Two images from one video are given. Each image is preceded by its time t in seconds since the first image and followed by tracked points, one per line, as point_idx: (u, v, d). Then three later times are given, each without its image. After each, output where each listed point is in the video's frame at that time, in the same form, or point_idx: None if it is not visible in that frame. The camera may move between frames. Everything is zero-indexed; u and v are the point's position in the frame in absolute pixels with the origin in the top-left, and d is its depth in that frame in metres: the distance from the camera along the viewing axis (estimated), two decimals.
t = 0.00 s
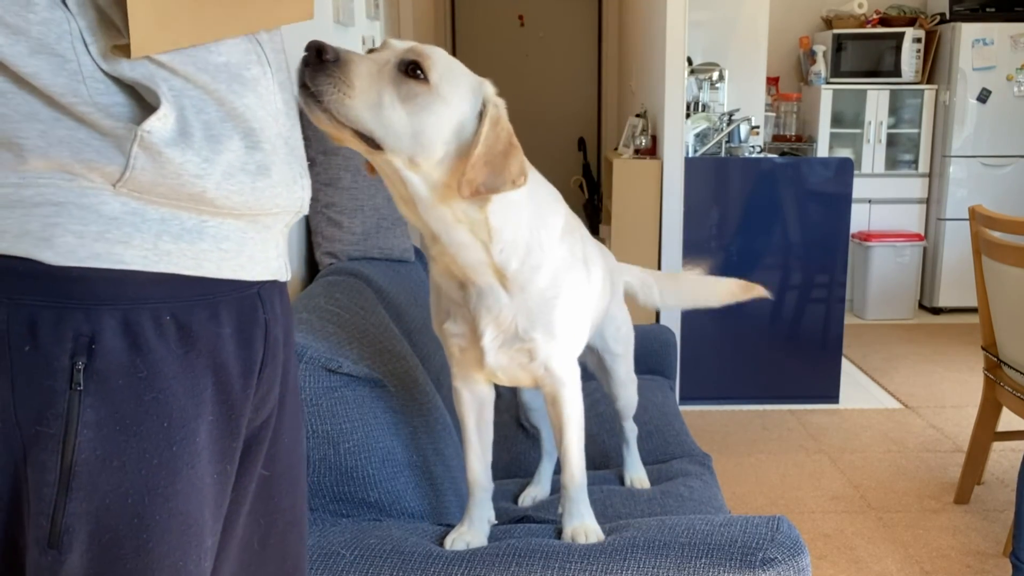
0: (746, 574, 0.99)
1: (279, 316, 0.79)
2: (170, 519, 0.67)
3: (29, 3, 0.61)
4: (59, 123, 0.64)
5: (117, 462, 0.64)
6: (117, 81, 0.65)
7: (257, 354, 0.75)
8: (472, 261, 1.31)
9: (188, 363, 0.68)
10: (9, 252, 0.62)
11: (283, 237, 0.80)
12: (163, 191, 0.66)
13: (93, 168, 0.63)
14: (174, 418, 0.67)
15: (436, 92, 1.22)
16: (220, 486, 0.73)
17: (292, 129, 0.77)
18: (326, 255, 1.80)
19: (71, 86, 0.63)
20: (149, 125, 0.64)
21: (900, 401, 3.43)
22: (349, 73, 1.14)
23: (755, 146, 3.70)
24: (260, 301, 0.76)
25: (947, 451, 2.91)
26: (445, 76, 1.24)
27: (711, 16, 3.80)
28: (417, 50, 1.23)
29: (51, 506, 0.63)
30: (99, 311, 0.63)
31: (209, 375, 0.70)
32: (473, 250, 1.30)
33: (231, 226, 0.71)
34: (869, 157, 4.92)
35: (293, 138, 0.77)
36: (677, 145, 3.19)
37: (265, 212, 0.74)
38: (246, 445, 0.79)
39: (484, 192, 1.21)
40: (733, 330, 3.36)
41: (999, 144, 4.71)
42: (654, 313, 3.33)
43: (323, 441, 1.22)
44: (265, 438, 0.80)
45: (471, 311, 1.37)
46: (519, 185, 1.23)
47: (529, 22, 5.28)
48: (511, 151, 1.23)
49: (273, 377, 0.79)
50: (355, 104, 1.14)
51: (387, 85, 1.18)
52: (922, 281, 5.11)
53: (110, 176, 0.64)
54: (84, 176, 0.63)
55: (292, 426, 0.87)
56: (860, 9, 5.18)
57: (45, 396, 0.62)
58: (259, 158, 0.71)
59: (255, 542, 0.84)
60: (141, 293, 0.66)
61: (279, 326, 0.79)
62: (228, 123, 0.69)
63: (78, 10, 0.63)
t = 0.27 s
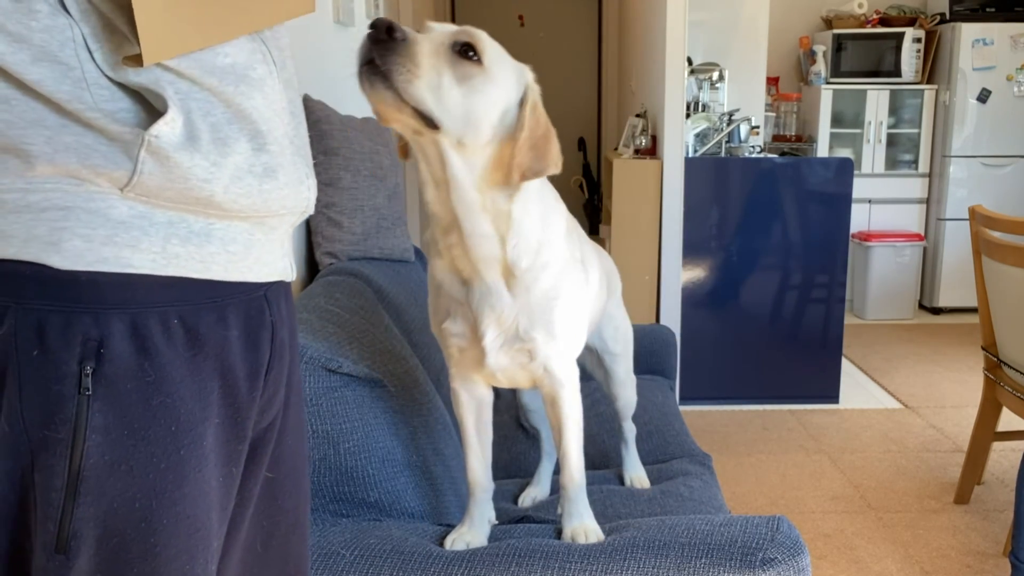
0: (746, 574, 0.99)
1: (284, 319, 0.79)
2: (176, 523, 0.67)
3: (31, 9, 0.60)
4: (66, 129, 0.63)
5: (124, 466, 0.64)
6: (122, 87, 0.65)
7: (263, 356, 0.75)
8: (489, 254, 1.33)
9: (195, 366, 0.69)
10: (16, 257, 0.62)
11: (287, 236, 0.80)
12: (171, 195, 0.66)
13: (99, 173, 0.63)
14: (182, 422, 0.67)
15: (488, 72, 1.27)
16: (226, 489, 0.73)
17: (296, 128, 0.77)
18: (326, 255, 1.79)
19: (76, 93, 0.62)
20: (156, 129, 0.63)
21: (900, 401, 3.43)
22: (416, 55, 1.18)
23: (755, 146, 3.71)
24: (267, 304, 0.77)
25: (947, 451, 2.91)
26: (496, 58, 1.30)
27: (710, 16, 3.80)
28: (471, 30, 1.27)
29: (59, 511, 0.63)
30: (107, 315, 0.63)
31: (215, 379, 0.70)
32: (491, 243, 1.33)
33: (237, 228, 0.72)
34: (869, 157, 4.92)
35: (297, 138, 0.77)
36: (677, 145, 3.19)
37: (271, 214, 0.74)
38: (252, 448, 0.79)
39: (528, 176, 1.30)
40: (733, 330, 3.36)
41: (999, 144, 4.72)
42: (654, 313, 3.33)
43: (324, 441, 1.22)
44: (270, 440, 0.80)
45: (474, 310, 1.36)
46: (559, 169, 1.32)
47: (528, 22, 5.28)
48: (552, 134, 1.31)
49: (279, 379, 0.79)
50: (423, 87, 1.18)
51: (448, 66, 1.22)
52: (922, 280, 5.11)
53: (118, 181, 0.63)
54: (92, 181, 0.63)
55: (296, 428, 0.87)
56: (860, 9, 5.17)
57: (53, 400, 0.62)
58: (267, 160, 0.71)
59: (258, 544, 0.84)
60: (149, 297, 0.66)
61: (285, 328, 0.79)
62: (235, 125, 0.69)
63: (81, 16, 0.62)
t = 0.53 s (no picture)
0: (746, 574, 0.99)
1: (288, 321, 0.79)
2: (181, 529, 0.67)
3: (28, 17, 0.59)
4: (68, 136, 0.62)
5: (128, 472, 0.64)
6: (122, 92, 0.64)
7: (267, 360, 0.75)
8: (522, 255, 1.37)
9: (199, 370, 0.68)
10: (19, 263, 0.61)
11: (291, 237, 0.80)
12: (175, 201, 0.65)
13: (102, 180, 0.62)
14: (186, 427, 0.67)
15: (531, 74, 1.35)
16: (229, 493, 0.73)
17: (300, 128, 0.77)
18: (326, 255, 1.79)
19: (76, 99, 0.62)
20: (159, 135, 0.63)
21: (900, 401, 3.43)
22: (463, 70, 1.27)
23: (755, 146, 3.71)
24: (271, 306, 0.77)
25: (947, 451, 2.91)
26: (535, 57, 1.36)
27: (710, 16, 3.80)
28: (510, 35, 1.34)
29: (62, 518, 0.62)
30: (111, 320, 0.63)
31: (219, 383, 0.70)
32: (526, 243, 1.37)
33: (241, 231, 0.71)
34: (869, 157, 4.92)
35: (301, 137, 0.77)
36: (677, 145, 3.18)
37: (275, 217, 0.74)
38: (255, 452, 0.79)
39: (573, 166, 1.38)
40: (733, 330, 3.36)
41: (999, 144, 4.72)
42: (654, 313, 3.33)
43: (325, 442, 1.22)
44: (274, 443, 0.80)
45: (492, 310, 1.37)
46: (602, 156, 1.40)
47: (528, 22, 5.29)
48: (594, 123, 1.40)
49: (282, 382, 0.79)
50: (471, 100, 1.26)
51: (492, 75, 1.30)
52: (922, 281, 5.11)
53: (121, 187, 0.63)
54: (95, 187, 0.62)
55: (299, 430, 0.87)
56: (860, 9, 5.18)
57: (57, 406, 0.61)
58: (270, 163, 0.71)
59: (262, 547, 0.84)
60: (153, 301, 0.66)
61: (288, 332, 0.79)
62: (238, 128, 0.69)
63: (77, 23, 0.62)
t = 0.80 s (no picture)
0: (746, 574, 0.99)
1: (291, 323, 0.79)
2: (186, 536, 0.67)
3: (27, 21, 0.60)
4: (70, 141, 0.62)
5: (134, 481, 0.64)
6: (123, 97, 0.64)
7: (270, 363, 0.75)
8: (543, 256, 1.38)
9: (204, 376, 0.68)
10: (22, 270, 0.61)
11: (292, 239, 0.79)
12: (179, 206, 0.65)
13: (105, 185, 0.62)
14: (191, 434, 0.67)
15: (548, 91, 1.39)
16: (235, 497, 0.73)
17: (298, 128, 0.77)
18: (326, 255, 1.79)
19: (78, 103, 0.62)
20: (163, 139, 0.63)
21: (901, 401, 3.43)
22: (483, 111, 1.31)
23: (755, 146, 3.71)
24: (273, 309, 0.77)
25: (947, 451, 2.91)
26: (549, 68, 1.41)
27: (710, 16, 3.80)
28: (523, 58, 1.39)
29: (67, 526, 0.62)
30: (117, 327, 0.63)
31: (224, 389, 0.70)
32: (549, 245, 1.38)
33: (244, 234, 0.71)
34: (869, 157, 4.92)
35: (300, 138, 0.77)
36: (677, 145, 3.18)
37: (278, 219, 0.73)
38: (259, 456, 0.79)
39: (600, 157, 1.43)
40: (733, 330, 3.36)
41: (999, 144, 4.72)
42: (654, 313, 3.33)
43: (328, 444, 1.22)
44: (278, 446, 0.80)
45: (505, 310, 1.37)
46: (629, 142, 1.45)
47: (528, 22, 5.29)
48: (616, 113, 1.45)
49: (286, 386, 0.79)
50: (496, 138, 1.31)
51: (511, 104, 1.34)
52: (922, 281, 5.11)
53: (124, 193, 0.63)
54: (98, 193, 0.62)
55: (302, 433, 0.87)
56: (860, 9, 5.18)
57: (62, 415, 0.61)
58: (271, 165, 0.71)
59: (267, 549, 0.84)
60: (159, 308, 0.66)
61: (292, 334, 0.79)
62: (238, 130, 0.68)
63: (75, 26, 0.62)
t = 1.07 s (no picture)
0: (746, 574, 0.99)
1: (288, 325, 0.79)
2: (184, 539, 0.67)
3: (24, 19, 0.59)
4: (66, 142, 0.62)
5: (131, 484, 0.64)
6: (119, 98, 0.64)
7: (267, 364, 0.75)
8: (549, 259, 1.38)
9: (201, 378, 0.68)
10: (18, 273, 0.61)
11: (288, 240, 0.79)
12: (175, 207, 0.65)
13: (101, 186, 0.62)
14: (188, 437, 0.67)
15: (555, 101, 1.40)
16: (232, 499, 0.73)
17: (297, 129, 0.76)
18: (326, 255, 1.79)
19: (75, 104, 0.62)
20: (161, 140, 0.63)
21: (900, 401, 3.43)
22: (490, 122, 1.31)
23: (755, 146, 3.70)
24: (270, 310, 0.77)
25: (947, 451, 2.91)
26: (557, 78, 1.41)
27: (710, 16, 3.80)
28: (529, 68, 1.39)
29: (64, 531, 0.62)
30: (113, 330, 0.63)
31: (221, 390, 0.70)
32: (554, 249, 1.38)
33: (240, 236, 0.71)
34: (869, 157, 4.92)
35: (297, 138, 0.76)
36: (677, 145, 3.18)
37: (274, 221, 0.73)
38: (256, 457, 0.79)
39: (604, 165, 1.42)
40: (733, 331, 3.36)
41: (998, 144, 4.72)
42: (654, 313, 3.33)
43: (326, 444, 1.22)
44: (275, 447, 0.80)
45: (509, 311, 1.37)
46: (633, 149, 1.46)
47: (528, 22, 5.29)
48: (621, 120, 1.45)
49: (283, 387, 0.79)
50: (502, 148, 1.32)
51: (518, 114, 1.35)
52: (922, 281, 5.11)
53: (121, 195, 0.63)
54: (94, 194, 0.63)
55: (299, 433, 0.87)
56: (860, 9, 5.18)
57: (60, 419, 0.61)
58: (268, 167, 0.71)
59: (264, 551, 0.84)
60: (155, 310, 0.65)
61: (289, 336, 0.79)
62: (235, 131, 0.68)
63: (73, 24, 0.61)
